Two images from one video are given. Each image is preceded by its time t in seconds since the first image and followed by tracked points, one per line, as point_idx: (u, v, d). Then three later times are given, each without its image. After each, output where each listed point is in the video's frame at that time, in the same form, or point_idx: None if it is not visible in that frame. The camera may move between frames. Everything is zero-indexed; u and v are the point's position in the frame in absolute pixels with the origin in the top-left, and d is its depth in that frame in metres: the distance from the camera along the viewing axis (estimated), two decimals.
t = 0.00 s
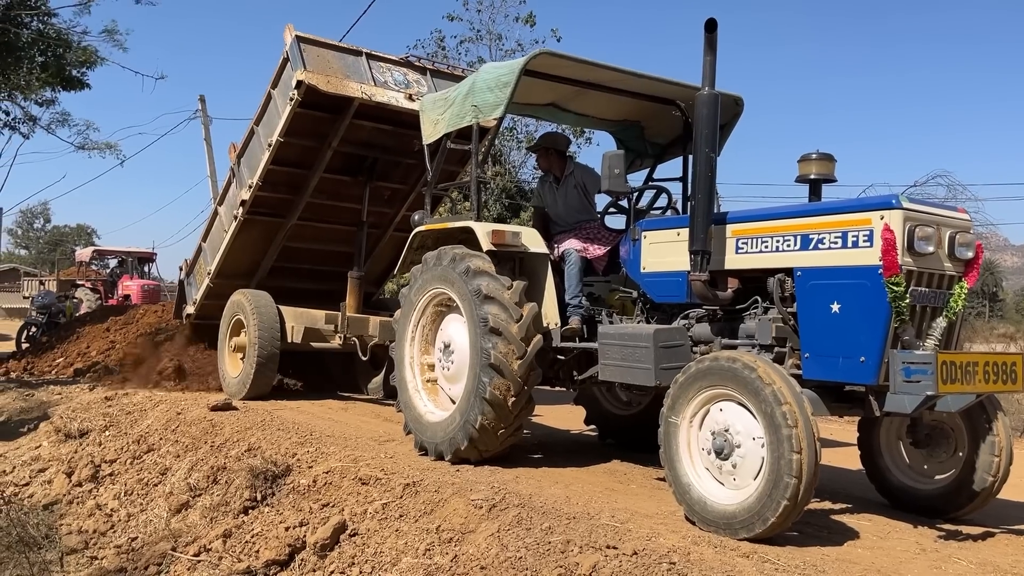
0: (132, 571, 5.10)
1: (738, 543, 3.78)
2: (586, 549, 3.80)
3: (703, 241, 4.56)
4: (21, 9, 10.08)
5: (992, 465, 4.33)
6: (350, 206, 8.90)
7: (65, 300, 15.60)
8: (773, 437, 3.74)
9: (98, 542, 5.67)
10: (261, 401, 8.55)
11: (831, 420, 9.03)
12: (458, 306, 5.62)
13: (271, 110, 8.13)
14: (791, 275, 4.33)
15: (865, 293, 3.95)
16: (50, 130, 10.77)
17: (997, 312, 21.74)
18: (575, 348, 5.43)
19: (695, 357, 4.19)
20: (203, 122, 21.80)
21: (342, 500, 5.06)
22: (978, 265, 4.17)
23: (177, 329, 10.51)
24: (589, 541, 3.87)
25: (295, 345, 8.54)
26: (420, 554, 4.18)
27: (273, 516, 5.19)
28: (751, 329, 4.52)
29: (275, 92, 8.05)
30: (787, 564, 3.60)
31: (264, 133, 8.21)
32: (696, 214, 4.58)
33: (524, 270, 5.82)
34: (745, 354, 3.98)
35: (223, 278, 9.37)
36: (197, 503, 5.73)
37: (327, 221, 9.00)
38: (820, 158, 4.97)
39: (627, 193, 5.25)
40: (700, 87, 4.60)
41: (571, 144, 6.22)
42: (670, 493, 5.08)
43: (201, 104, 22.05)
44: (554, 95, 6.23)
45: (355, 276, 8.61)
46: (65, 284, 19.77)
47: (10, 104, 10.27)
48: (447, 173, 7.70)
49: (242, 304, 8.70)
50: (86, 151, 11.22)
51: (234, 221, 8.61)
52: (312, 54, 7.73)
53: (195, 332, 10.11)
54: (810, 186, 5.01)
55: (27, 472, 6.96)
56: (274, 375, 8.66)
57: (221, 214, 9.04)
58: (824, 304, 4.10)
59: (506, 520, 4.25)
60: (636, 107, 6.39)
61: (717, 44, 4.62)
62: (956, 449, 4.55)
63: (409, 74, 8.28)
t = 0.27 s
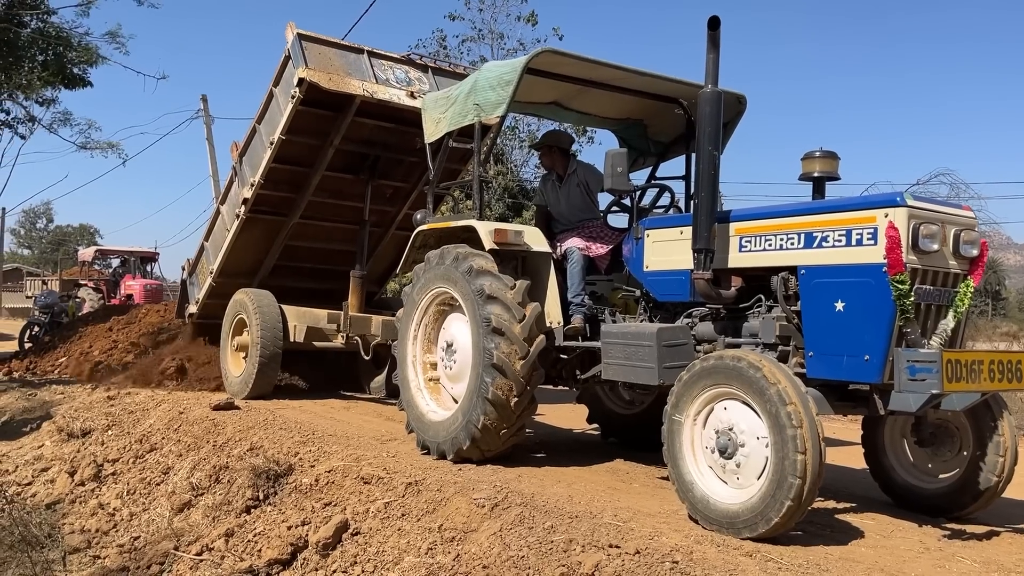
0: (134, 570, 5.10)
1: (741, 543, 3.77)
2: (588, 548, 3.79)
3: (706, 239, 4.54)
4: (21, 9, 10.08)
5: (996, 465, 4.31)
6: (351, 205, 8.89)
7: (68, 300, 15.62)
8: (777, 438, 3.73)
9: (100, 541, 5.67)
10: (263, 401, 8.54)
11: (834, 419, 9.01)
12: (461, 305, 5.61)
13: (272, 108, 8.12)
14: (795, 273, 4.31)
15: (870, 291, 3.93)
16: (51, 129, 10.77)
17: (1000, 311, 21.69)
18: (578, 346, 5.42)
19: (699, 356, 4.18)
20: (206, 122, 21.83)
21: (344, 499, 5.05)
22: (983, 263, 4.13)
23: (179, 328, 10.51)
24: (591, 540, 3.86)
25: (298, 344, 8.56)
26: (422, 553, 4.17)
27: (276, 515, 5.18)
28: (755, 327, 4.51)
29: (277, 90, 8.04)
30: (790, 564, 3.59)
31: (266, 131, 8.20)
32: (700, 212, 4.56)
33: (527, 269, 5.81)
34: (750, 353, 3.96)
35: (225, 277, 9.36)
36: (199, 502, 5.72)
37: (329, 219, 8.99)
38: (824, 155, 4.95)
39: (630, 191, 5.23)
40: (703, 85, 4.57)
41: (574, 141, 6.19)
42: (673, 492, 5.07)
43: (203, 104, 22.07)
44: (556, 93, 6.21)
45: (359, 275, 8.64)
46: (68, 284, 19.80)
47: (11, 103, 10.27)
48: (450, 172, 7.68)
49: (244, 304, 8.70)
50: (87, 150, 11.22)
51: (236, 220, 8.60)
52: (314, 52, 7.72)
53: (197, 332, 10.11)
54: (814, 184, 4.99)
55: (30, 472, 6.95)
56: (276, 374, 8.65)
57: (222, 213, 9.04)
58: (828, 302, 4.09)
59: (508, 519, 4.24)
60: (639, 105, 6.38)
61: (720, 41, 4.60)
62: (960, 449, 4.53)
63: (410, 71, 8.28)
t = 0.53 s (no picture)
0: (136, 569, 5.10)
1: (743, 542, 3.76)
2: (590, 547, 3.78)
3: (708, 238, 4.53)
4: (22, 7, 10.08)
5: (999, 464, 4.30)
6: (353, 204, 8.89)
7: (69, 300, 15.64)
8: (779, 437, 3.72)
9: (102, 540, 5.67)
10: (265, 400, 8.55)
11: (835, 418, 9.01)
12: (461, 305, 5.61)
13: (273, 106, 8.12)
14: (797, 272, 4.30)
15: (871, 290, 3.93)
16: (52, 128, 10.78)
17: (1001, 310, 21.68)
18: (579, 345, 5.41)
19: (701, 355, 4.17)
20: (207, 121, 21.85)
21: (345, 498, 5.05)
22: (986, 262, 4.10)
23: (181, 327, 10.51)
24: (593, 539, 3.86)
25: (299, 344, 8.55)
26: (424, 552, 4.17)
27: (277, 514, 5.18)
28: (757, 326, 4.51)
29: (278, 89, 8.04)
30: (792, 563, 3.58)
31: (267, 130, 8.20)
32: (701, 211, 4.55)
33: (529, 268, 5.81)
34: (752, 353, 3.96)
35: (227, 276, 9.36)
36: (201, 502, 5.72)
37: (331, 219, 8.99)
38: (826, 155, 4.94)
39: (631, 190, 5.22)
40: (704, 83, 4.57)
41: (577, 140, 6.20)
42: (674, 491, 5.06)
43: (204, 103, 22.09)
44: (558, 92, 6.21)
45: (359, 274, 8.61)
46: (70, 284, 19.82)
47: (12, 102, 10.28)
48: (451, 170, 7.68)
49: (245, 303, 8.70)
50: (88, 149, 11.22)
51: (237, 219, 8.60)
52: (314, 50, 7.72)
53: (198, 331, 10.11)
54: (816, 183, 4.99)
55: (32, 471, 6.96)
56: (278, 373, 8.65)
57: (224, 212, 9.04)
58: (830, 301, 4.08)
59: (510, 519, 4.24)
60: (640, 104, 6.37)
61: (722, 40, 4.60)
62: (963, 448, 4.53)
63: (411, 70, 8.27)
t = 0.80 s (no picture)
0: (138, 568, 5.11)
1: (745, 541, 3.76)
2: (592, 546, 3.79)
3: (710, 237, 4.53)
4: (23, 6, 10.08)
5: (1001, 463, 4.30)
6: (354, 202, 8.89)
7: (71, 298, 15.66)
8: (780, 435, 3.72)
9: (104, 539, 5.68)
10: (266, 399, 8.55)
11: (837, 417, 9.00)
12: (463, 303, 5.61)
13: (274, 105, 8.13)
14: (799, 270, 4.29)
15: (873, 289, 3.93)
16: (53, 127, 10.78)
17: (1003, 308, 21.65)
18: (581, 344, 5.41)
19: (702, 353, 4.17)
20: (208, 120, 21.85)
21: (347, 497, 5.05)
22: (987, 261, 4.12)
23: (182, 326, 10.51)
24: (595, 538, 3.86)
25: (300, 342, 8.54)
26: (426, 551, 4.17)
27: (279, 513, 5.19)
28: (758, 325, 4.51)
29: (279, 87, 8.04)
30: (795, 562, 3.58)
31: (268, 128, 8.21)
32: (703, 209, 4.55)
33: (530, 266, 5.81)
34: (753, 351, 3.96)
35: (228, 275, 9.36)
36: (203, 500, 5.73)
37: (332, 217, 8.99)
38: (827, 153, 4.94)
39: (633, 188, 5.22)
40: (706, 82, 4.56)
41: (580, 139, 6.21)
42: (676, 490, 5.06)
43: (205, 102, 22.10)
44: (559, 91, 6.20)
45: (360, 272, 8.61)
46: (71, 282, 19.84)
47: (13, 101, 10.28)
48: (452, 169, 7.68)
49: (247, 302, 8.70)
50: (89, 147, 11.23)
51: (238, 218, 8.60)
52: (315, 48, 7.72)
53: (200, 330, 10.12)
54: (817, 181, 4.98)
55: (34, 470, 6.97)
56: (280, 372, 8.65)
57: (225, 211, 9.04)
58: (832, 300, 4.08)
59: (511, 517, 4.24)
60: (642, 103, 6.36)
61: (723, 38, 4.59)
62: (965, 447, 4.53)
63: (412, 68, 8.27)
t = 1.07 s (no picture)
0: (139, 566, 5.11)
1: (745, 539, 3.76)
2: (592, 545, 3.79)
3: (710, 235, 4.53)
4: (23, 5, 10.08)
5: (1001, 461, 4.30)
6: (354, 201, 8.89)
7: (71, 297, 15.68)
8: (780, 434, 3.72)
9: (104, 538, 5.68)
10: (267, 398, 8.55)
11: (838, 416, 8.99)
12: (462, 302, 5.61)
13: (274, 103, 8.13)
14: (799, 269, 4.29)
15: (873, 288, 3.93)
16: (53, 126, 10.78)
17: (1003, 308, 21.65)
18: (581, 343, 5.41)
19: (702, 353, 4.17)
20: (208, 119, 21.87)
21: (347, 496, 5.05)
22: (987, 259, 4.12)
23: (183, 325, 10.51)
24: (595, 537, 3.86)
25: (301, 341, 8.54)
26: (426, 550, 4.17)
27: (279, 512, 5.19)
28: (759, 323, 4.50)
29: (279, 86, 8.04)
30: (795, 560, 3.58)
31: (268, 127, 8.21)
32: (703, 208, 4.55)
33: (531, 265, 5.81)
34: (753, 350, 3.96)
35: (228, 274, 9.36)
36: (203, 499, 5.73)
37: (332, 216, 8.99)
38: (828, 152, 4.94)
39: (633, 187, 5.22)
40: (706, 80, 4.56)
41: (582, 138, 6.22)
42: (676, 489, 5.06)
43: (206, 101, 22.13)
44: (559, 89, 6.20)
45: (360, 271, 8.61)
46: (71, 282, 19.85)
47: (13, 100, 10.28)
48: (452, 167, 7.68)
49: (247, 301, 8.70)
50: (89, 146, 11.23)
51: (238, 216, 8.60)
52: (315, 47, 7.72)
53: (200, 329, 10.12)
54: (818, 180, 4.98)
55: (34, 469, 6.97)
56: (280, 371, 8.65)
57: (225, 210, 9.04)
58: (832, 298, 4.08)
59: (512, 516, 4.24)
60: (642, 102, 6.37)
61: (724, 37, 4.59)
62: (965, 445, 4.53)
63: (411, 66, 8.27)
